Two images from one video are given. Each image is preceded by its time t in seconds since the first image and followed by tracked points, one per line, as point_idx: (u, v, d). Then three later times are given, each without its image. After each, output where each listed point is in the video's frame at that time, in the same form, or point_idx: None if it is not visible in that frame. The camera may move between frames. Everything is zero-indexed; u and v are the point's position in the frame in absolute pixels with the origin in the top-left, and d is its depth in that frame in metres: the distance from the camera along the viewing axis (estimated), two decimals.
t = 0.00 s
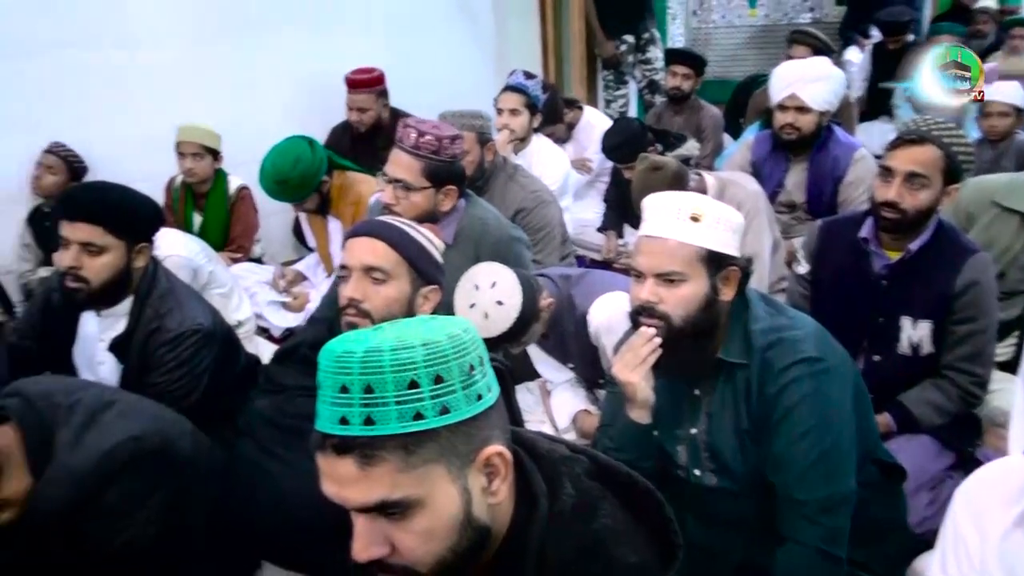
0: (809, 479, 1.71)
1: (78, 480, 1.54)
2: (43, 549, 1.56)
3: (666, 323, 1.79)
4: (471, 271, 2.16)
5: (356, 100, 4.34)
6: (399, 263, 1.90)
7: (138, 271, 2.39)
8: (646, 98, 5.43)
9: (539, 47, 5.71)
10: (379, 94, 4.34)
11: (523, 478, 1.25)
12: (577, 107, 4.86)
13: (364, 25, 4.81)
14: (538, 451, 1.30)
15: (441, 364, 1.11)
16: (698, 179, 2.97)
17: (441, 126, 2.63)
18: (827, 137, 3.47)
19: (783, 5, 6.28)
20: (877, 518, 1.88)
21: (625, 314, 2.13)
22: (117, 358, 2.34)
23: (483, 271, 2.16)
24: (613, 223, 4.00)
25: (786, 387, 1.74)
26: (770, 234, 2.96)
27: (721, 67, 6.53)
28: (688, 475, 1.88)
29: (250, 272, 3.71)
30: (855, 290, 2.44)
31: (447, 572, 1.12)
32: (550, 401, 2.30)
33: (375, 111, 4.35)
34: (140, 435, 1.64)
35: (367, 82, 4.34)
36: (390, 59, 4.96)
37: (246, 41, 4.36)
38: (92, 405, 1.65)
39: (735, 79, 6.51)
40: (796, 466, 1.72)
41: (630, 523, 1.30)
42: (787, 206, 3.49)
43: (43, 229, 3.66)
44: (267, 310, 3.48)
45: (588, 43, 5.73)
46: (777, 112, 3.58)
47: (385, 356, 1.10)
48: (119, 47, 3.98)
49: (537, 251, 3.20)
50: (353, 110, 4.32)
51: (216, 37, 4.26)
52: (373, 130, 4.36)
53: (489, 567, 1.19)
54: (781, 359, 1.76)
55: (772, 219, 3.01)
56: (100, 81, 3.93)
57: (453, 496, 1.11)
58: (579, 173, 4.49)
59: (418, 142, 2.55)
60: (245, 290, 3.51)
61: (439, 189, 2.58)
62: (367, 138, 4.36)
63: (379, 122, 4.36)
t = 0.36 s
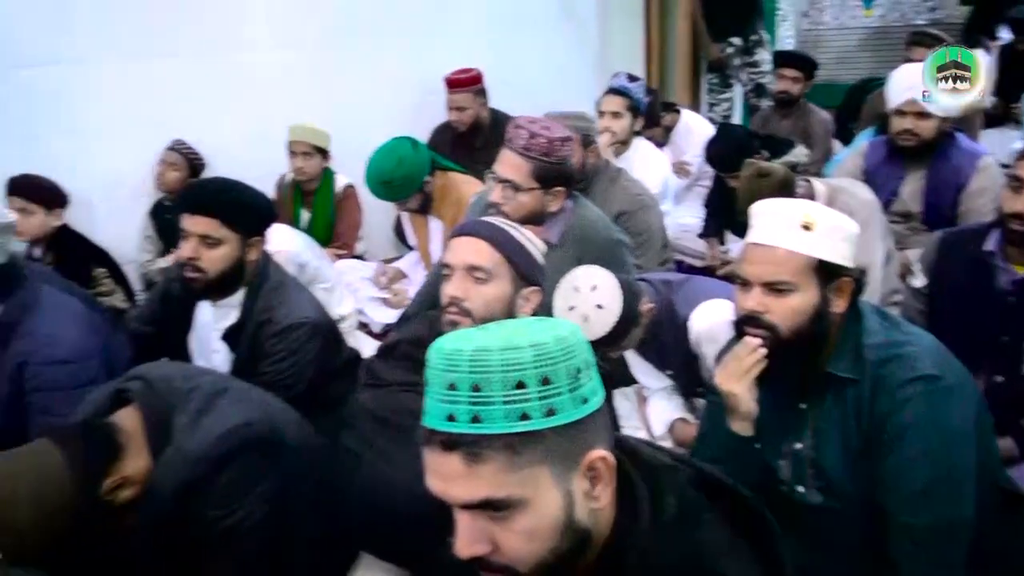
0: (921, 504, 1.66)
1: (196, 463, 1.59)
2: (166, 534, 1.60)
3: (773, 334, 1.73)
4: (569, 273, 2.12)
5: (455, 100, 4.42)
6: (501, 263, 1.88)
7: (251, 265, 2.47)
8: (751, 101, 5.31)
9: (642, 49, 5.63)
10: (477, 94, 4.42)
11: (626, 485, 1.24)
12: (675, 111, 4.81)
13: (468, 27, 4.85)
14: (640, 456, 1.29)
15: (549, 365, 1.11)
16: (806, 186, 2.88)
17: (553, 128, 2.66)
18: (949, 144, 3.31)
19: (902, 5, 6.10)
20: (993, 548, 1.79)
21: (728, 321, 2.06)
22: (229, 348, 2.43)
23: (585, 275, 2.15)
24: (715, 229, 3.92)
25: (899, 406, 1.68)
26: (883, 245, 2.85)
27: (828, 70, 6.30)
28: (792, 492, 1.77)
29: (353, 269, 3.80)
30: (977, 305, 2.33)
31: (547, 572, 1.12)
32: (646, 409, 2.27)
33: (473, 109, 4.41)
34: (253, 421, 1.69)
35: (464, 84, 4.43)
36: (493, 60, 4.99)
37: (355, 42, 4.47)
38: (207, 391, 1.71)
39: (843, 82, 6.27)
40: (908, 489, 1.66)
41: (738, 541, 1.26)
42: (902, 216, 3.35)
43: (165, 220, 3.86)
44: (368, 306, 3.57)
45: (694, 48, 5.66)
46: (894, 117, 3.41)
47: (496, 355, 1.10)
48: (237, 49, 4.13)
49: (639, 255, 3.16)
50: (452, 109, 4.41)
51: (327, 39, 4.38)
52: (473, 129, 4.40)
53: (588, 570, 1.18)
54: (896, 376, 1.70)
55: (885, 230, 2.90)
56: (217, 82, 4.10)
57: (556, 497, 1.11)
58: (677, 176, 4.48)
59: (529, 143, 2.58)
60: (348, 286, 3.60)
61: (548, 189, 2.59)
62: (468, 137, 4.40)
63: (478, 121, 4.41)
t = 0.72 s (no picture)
0: None
1: (290, 452, 1.61)
2: (259, 523, 1.62)
3: (870, 347, 1.66)
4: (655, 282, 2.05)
5: (546, 100, 4.37)
6: (587, 266, 1.87)
7: (342, 263, 2.52)
8: (849, 106, 5.14)
9: (737, 51, 5.55)
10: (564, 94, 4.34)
11: (715, 491, 1.22)
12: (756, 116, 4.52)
13: (560, 30, 4.84)
14: (733, 465, 1.26)
15: (641, 371, 1.10)
16: (907, 194, 2.78)
17: (648, 130, 2.59)
18: None
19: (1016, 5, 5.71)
20: None
21: (821, 334, 2.02)
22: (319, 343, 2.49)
23: (671, 282, 2.05)
24: (807, 238, 3.81)
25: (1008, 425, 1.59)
26: (989, 256, 2.71)
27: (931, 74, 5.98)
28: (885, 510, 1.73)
29: (438, 269, 3.84)
30: None
31: None
32: (730, 418, 2.20)
33: (563, 110, 4.35)
34: (341, 416, 1.71)
35: (556, 83, 4.37)
36: (583, 63, 4.96)
37: (447, 45, 4.49)
38: (300, 384, 1.75)
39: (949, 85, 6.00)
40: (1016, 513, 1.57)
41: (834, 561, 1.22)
42: (1010, 226, 3.21)
43: (261, 218, 4.00)
44: (451, 306, 3.59)
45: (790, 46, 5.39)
46: (1006, 124, 3.21)
47: (587, 360, 1.10)
48: (333, 51, 4.21)
49: (728, 262, 3.11)
50: (542, 109, 4.35)
51: (420, 41, 4.41)
52: (562, 130, 4.37)
53: None
54: (1003, 394, 1.61)
55: (992, 240, 2.75)
56: (313, 84, 4.19)
57: (645, 506, 1.09)
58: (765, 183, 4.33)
59: (624, 144, 2.53)
60: (433, 285, 3.64)
61: (639, 192, 2.56)
62: (556, 138, 4.38)
63: (568, 120, 4.37)
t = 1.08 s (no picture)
0: None
1: (336, 450, 1.63)
2: (304, 518, 1.64)
3: (926, 356, 1.63)
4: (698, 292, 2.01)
5: (600, 100, 4.35)
6: (634, 271, 1.85)
7: (390, 263, 2.54)
8: (905, 110, 5.02)
9: (788, 55, 5.52)
10: (617, 98, 4.32)
11: (764, 504, 1.19)
12: (810, 120, 4.42)
13: (611, 33, 4.82)
14: (780, 475, 1.24)
15: (689, 386, 1.09)
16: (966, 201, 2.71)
17: (694, 133, 2.55)
18: None
19: None
20: None
21: (874, 343, 1.98)
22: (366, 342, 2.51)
23: (714, 290, 2.02)
24: (859, 244, 3.74)
25: None
26: None
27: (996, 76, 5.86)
28: (939, 525, 1.68)
29: (484, 271, 3.85)
30: None
31: None
32: (778, 426, 2.17)
33: (617, 112, 4.34)
34: (388, 414, 1.72)
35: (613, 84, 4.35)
36: (633, 66, 4.93)
37: (497, 48, 4.51)
38: (349, 382, 1.76)
39: (1012, 89, 5.85)
40: None
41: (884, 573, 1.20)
42: None
43: (310, 219, 4.10)
44: (495, 308, 3.59)
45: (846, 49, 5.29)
46: None
47: (634, 374, 1.09)
48: (383, 54, 4.24)
49: (777, 267, 3.07)
50: (596, 109, 4.34)
51: (468, 45, 4.43)
52: (613, 132, 4.35)
53: None
54: None
55: None
56: (363, 87, 4.23)
57: (694, 521, 1.09)
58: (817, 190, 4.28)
59: (669, 146, 2.50)
60: (479, 287, 3.65)
61: (685, 195, 2.53)
62: (606, 140, 4.35)
63: (621, 123, 4.36)
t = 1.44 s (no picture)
0: None
1: (384, 446, 1.65)
2: (354, 512, 1.66)
3: (988, 366, 1.60)
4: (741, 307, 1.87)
5: (657, 96, 4.30)
6: (687, 272, 1.84)
7: (439, 262, 2.55)
8: (966, 111, 4.90)
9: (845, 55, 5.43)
10: (675, 97, 4.28)
11: (829, 504, 1.18)
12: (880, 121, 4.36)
13: (663, 33, 4.79)
14: (844, 475, 1.24)
15: (758, 376, 1.09)
16: None
17: (745, 136, 2.53)
18: None
19: None
20: None
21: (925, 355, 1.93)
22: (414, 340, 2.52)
23: (755, 307, 1.89)
24: (915, 249, 3.66)
25: None
26: None
27: None
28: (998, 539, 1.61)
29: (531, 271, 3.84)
30: None
31: None
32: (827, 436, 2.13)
33: (672, 110, 4.29)
34: (435, 412, 1.74)
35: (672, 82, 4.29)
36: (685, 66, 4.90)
37: (547, 48, 4.50)
38: (398, 378, 1.79)
39: None
40: None
41: None
42: None
43: (361, 217, 4.10)
44: (542, 308, 3.60)
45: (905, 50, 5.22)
46: None
47: (703, 362, 1.09)
48: (434, 54, 4.26)
49: (829, 272, 3.03)
50: (652, 105, 4.29)
51: (519, 46, 4.43)
52: (666, 131, 4.31)
53: None
54: None
55: None
56: (414, 86, 4.26)
57: (759, 513, 1.08)
58: (876, 192, 4.19)
59: (719, 149, 2.48)
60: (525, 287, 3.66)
61: (734, 199, 2.51)
62: (659, 136, 4.32)
63: (675, 123, 4.30)
